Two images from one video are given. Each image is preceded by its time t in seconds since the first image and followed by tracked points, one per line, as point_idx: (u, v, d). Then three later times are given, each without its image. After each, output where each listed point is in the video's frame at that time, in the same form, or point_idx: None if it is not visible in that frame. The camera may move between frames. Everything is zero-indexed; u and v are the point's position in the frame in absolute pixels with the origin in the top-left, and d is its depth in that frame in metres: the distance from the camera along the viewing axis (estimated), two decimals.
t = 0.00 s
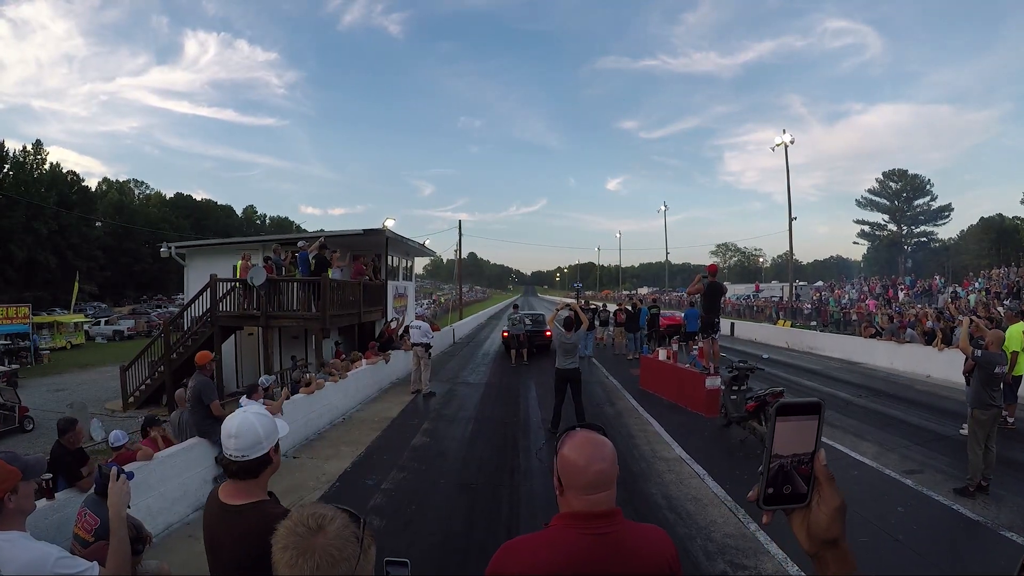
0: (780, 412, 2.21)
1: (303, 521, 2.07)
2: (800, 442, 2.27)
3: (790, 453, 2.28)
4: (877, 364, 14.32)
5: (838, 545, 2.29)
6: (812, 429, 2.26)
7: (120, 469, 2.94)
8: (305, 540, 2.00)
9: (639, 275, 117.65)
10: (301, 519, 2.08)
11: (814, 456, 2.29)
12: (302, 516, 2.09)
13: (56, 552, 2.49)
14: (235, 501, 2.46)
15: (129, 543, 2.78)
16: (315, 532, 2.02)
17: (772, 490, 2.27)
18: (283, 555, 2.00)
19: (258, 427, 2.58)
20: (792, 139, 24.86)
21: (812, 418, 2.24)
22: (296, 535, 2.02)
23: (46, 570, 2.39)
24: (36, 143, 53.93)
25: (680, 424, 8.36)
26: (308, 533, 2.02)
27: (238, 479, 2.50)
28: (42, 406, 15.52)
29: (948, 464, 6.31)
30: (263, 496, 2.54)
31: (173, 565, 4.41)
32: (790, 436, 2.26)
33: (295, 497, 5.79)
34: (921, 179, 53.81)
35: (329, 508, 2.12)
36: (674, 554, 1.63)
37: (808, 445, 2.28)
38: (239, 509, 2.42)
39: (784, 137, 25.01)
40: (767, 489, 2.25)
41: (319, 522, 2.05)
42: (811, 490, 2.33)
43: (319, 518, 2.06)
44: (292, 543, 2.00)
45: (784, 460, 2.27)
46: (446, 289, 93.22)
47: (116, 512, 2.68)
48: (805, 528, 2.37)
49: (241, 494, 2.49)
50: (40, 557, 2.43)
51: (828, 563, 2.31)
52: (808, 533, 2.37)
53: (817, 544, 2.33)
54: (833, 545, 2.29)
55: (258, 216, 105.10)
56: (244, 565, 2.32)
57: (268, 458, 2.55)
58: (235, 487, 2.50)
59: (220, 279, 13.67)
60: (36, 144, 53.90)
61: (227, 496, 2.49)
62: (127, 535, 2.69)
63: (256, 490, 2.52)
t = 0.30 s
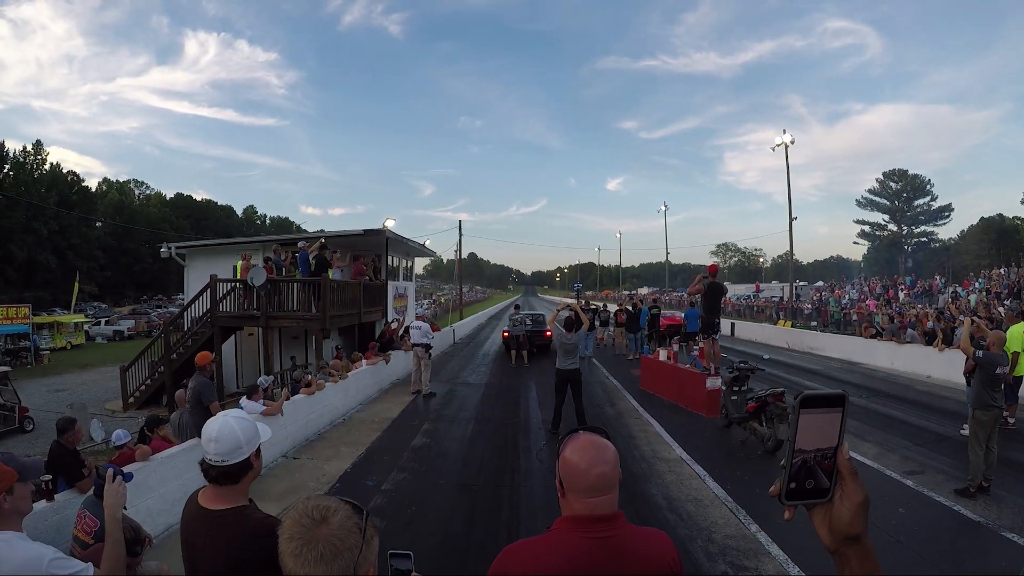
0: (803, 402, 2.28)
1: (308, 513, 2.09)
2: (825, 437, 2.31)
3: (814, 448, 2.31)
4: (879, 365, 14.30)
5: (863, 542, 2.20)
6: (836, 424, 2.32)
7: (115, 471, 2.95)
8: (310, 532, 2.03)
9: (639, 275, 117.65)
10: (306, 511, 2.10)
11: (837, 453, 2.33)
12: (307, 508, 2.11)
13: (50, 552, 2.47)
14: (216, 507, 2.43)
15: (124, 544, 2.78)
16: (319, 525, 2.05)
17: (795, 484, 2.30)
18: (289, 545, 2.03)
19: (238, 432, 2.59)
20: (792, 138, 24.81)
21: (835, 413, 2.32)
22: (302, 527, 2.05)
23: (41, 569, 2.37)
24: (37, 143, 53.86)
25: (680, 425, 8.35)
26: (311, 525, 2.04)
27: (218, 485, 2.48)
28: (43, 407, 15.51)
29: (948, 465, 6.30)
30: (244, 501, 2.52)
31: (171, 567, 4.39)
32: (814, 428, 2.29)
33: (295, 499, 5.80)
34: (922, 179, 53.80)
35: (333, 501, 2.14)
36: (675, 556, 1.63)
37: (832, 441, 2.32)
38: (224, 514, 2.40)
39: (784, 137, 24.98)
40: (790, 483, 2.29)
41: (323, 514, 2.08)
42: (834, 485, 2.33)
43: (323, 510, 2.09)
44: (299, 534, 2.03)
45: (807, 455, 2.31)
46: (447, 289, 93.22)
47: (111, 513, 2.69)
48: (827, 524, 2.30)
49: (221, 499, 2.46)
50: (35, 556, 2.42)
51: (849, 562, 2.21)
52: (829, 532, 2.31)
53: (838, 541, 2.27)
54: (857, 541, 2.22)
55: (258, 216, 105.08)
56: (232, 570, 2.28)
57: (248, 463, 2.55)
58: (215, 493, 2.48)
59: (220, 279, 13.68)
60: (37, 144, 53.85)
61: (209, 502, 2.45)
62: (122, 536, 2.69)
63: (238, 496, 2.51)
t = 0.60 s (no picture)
0: (825, 416, 2.34)
1: (310, 509, 2.10)
2: (845, 450, 2.36)
3: (835, 462, 2.36)
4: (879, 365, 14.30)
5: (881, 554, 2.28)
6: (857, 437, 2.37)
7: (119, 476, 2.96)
8: (313, 527, 2.04)
9: (639, 275, 117.65)
10: (308, 507, 2.11)
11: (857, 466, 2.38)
12: (309, 504, 2.12)
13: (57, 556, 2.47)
14: (212, 525, 2.43)
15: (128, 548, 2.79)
16: (321, 520, 2.06)
17: (815, 496, 2.34)
18: (293, 540, 2.05)
19: (227, 443, 2.56)
20: (793, 138, 24.79)
21: (855, 425, 2.37)
22: (305, 523, 2.06)
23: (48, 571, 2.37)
24: (36, 144, 53.81)
25: (680, 426, 8.35)
26: (314, 521, 2.05)
27: (210, 500, 2.46)
28: (43, 408, 15.52)
29: (948, 466, 6.30)
30: (238, 515, 2.51)
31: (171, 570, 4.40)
32: (835, 441, 2.35)
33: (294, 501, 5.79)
34: (922, 179, 53.81)
35: (335, 498, 2.15)
36: (674, 561, 1.63)
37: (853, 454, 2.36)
38: (217, 532, 2.39)
39: (784, 137, 24.97)
40: (811, 495, 2.34)
41: (326, 510, 2.09)
42: (854, 496, 2.38)
43: (325, 506, 2.10)
44: (301, 529, 2.05)
45: (829, 469, 2.36)
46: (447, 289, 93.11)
47: (116, 519, 2.69)
48: (846, 534, 2.37)
49: (216, 516, 2.46)
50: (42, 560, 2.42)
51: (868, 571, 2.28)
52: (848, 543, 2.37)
53: (856, 551, 2.32)
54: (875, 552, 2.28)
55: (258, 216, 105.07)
56: None
57: (238, 475, 2.52)
58: (208, 509, 2.47)
59: (220, 280, 13.68)
60: (37, 145, 53.80)
61: (204, 520, 2.45)
62: (127, 540, 2.70)
63: (232, 510, 2.50)
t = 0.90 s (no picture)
0: (850, 430, 2.41)
1: (309, 507, 2.09)
2: (868, 459, 2.46)
3: (858, 471, 2.47)
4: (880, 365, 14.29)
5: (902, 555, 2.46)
6: (877, 444, 2.44)
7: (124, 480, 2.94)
8: (312, 524, 2.03)
9: (639, 275, 117.61)
10: (307, 505, 2.10)
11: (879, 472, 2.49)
12: (308, 502, 2.11)
13: (64, 561, 2.44)
14: (211, 541, 2.41)
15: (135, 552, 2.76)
16: (320, 518, 2.04)
17: (840, 505, 2.47)
18: (292, 536, 2.04)
19: (221, 456, 2.52)
20: (793, 138, 24.74)
21: (876, 434, 2.45)
22: (304, 520, 2.05)
23: None
24: (37, 144, 53.79)
25: (681, 427, 8.34)
26: (313, 519, 2.04)
27: (206, 513, 2.45)
28: (43, 408, 15.51)
29: (949, 467, 6.28)
30: (236, 528, 2.50)
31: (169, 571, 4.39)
32: (859, 450, 2.44)
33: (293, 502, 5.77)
34: (923, 179, 53.74)
35: (333, 497, 2.14)
36: (672, 565, 1.62)
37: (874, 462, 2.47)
38: (213, 548, 2.37)
39: (785, 137, 24.93)
40: (837, 504, 2.46)
41: (323, 507, 2.08)
42: (876, 502, 2.52)
43: (324, 504, 2.09)
44: (301, 525, 2.03)
45: (854, 479, 2.47)
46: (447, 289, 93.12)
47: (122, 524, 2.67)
48: (869, 540, 2.55)
49: (213, 530, 2.44)
50: (48, 566, 2.39)
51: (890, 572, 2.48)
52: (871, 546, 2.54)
53: (879, 554, 2.51)
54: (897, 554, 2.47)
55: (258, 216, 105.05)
56: None
57: (233, 488, 2.49)
58: (206, 523, 2.46)
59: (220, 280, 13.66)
60: (37, 145, 53.77)
61: (202, 535, 2.43)
62: (133, 542, 2.67)
63: (228, 523, 2.48)
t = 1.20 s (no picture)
0: (873, 419, 2.43)
1: (311, 502, 2.08)
2: (890, 451, 2.45)
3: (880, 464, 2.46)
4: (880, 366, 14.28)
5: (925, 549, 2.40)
6: (899, 440, 2.47)
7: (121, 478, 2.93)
8: (314, 518, 2.02)
9: (639, 275, 117.61)
10: (310, 501, 2.08)
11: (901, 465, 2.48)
12: (309, 498, 2.10)
13: (59, 561, 2.43)
14: (211, 547, 2.39)
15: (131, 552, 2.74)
16: (323, 512, 2.03)
17: (861, 497, 2.45)
18: (294, 529, 2.02)
19: (221, 459, 2.51)
20: (794, 138, 24.68)
21: (898, 425, 2.47)
22: (306, 514, 2.04)
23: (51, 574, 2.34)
24: (37, 144, 53.78)
25: (682, 427, 8.32)
26: (315, 513, 2.02)
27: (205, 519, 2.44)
28: (43, 407, 15.50)
29: (950, 468, 6.26)
30: (237, 533, 2.48)
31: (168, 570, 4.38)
32: (879, 442, 2.44)
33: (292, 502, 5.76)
34: (923, 179, 53.67)
35: (335, 492, 2.12)
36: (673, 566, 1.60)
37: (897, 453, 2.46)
38: (214, 554, 2.35)
39: (785, 137, 24.88)
40: (858, 495, 2.44)
41: (326, 501, 2.07)
42: (897, 495, 2.49)
43: (326, 498, 2.07)
44: (303, 519, 2.02)
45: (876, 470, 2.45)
46: (447, 289, 93.17)
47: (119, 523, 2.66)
48: (891, 533, 2.49)
49: (213, 535, 2.43)
50: (43, 565, 2.37)
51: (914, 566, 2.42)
52: (893, 541, 2.49)
53: (903, 547, 2.46)
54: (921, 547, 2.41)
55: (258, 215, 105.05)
56: None
57: (232, 493, 2.47)
58: (206, 530, 2.44)
59: (220, 280, 13.65)
60: (37, 145, 53.77)
61: (202, 543, 2.41)
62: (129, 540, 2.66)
63: (230, 529, 2.47)
